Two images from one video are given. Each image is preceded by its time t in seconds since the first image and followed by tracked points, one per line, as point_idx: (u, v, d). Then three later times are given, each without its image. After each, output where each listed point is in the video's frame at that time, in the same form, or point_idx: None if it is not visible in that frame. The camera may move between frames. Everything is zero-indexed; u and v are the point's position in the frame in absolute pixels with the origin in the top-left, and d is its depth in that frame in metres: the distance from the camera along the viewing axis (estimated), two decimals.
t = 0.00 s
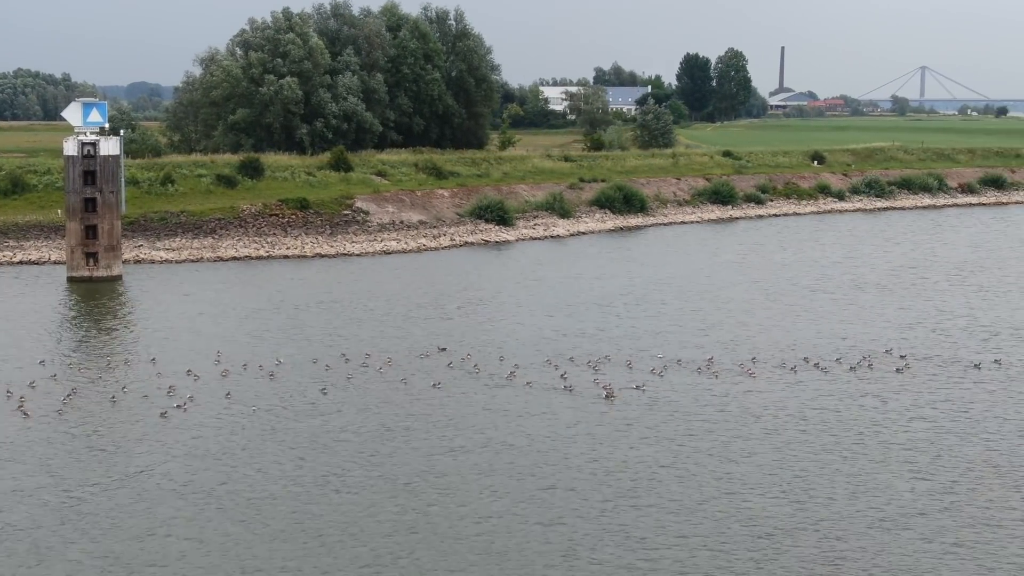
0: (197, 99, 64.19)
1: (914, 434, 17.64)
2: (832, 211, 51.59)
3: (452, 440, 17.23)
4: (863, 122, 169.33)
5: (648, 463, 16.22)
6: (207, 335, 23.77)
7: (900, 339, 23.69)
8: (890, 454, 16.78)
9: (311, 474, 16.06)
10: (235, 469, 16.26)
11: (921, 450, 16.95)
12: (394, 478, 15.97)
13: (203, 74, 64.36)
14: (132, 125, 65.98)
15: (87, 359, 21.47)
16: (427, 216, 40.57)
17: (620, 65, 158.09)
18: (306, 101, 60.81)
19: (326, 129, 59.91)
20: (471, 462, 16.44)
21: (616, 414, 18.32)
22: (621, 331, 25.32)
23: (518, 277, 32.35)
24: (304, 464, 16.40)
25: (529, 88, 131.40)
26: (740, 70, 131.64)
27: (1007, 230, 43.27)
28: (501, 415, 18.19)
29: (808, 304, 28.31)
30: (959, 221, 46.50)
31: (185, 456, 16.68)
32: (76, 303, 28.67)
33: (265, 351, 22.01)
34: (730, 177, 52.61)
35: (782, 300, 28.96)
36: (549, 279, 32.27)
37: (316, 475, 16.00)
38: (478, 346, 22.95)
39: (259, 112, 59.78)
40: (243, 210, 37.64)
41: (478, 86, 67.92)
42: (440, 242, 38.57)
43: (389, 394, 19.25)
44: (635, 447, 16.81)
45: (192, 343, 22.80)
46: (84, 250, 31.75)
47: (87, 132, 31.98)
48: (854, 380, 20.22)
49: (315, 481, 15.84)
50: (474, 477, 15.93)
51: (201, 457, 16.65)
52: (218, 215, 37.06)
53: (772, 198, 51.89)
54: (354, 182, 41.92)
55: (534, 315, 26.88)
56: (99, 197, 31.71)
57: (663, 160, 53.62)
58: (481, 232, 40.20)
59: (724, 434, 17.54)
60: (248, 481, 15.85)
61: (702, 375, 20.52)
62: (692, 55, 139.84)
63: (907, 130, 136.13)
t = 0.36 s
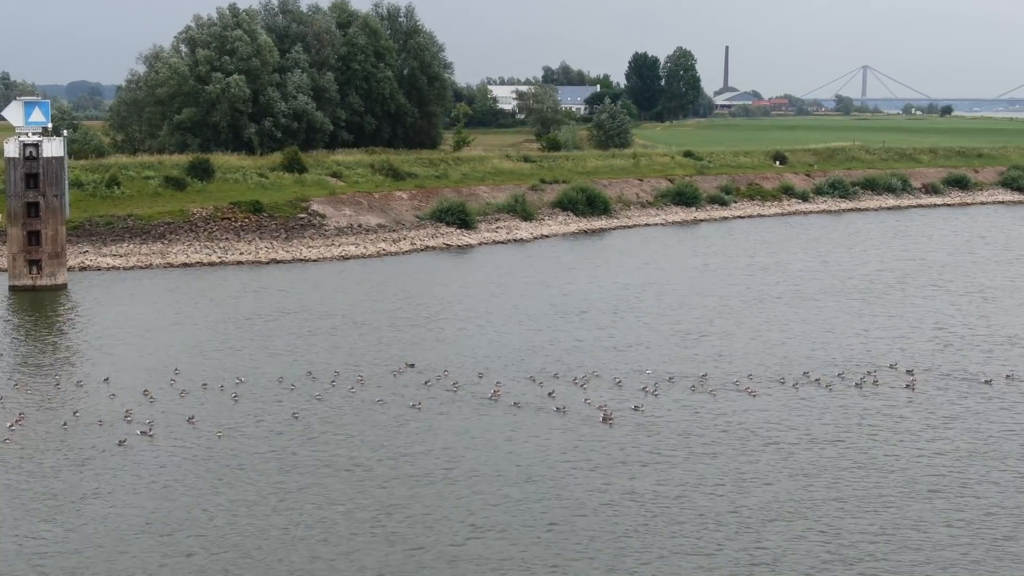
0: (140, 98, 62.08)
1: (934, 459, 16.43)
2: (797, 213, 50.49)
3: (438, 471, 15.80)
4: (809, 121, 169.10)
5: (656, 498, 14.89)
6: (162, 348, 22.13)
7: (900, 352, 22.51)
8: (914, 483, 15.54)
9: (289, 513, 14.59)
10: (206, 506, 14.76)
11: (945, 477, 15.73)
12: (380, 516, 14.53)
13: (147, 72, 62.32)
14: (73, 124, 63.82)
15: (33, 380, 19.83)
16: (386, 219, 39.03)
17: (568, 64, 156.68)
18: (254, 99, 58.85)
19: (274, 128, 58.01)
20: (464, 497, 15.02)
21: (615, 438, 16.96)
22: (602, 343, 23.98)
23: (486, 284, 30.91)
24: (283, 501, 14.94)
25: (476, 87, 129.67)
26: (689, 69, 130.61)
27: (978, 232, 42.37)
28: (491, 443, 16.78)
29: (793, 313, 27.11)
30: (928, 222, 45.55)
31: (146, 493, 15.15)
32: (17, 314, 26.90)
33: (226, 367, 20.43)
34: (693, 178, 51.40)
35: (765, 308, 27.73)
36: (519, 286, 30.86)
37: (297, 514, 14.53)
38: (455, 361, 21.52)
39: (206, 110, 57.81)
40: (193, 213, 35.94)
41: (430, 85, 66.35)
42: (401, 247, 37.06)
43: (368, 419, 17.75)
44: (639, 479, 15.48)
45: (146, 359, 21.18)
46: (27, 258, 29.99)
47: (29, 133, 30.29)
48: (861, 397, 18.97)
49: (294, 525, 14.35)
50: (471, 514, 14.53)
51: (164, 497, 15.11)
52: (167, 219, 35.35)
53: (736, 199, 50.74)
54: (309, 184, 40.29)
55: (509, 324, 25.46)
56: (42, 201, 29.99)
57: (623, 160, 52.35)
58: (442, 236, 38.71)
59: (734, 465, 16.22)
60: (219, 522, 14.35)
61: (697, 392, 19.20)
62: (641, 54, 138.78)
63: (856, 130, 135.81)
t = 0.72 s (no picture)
0: (130, 97, 60.59)
1: (998, 490, 15.18)
2: (805, 214, 49.18)
3: (463, 507, 14.53)
4: (803, 120, 167.94)
5: (703, 540, 13.66)
6: (157, 363, 20.79)
7: (940, 366, 21.24)
8: (982, 519, 14.32)
9: (303, 558, 13.33)
10: (209, 552, 13.49)
11: (1013, 512, 14.50)
12: (402, 561, 13.28)
13: (137, 71, 60.81)
14: (61, 124, 62.28)
15: (19, 399, 18.49)
16: (386, 223, 37.66)
17: (560, 63, 155.24)
18: (246, 98, 57.26)
19: (267, 128, 56.54)
20: (493, 537, 13.76)
21: (652, 466, 15.65)
22: (622, 355, 22.67)
23: (494, 292, 29.60)
24: (294, 544, 13.67)
25: (469, 86, 128.11)
26: (683, 68, 129.27)
27: (995, 234, 41.14)
28: (519, 472, 15.47)
29: (820, 322, 25.84)
30: (943, 224, 44.33)
31: (144, 536, 13.87)
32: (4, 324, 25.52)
33: (226, 385, 19.09)
34: (699, 179, 50.10)
35: (789, 317, 26.47)
36: (528, 293, 29.54)
37: (312, 561, 13.26)
38: (471, 376, 20.19)
39: (197, 110, 56.26)
40: (186, 216, 34.55)
41: (426, 83, 64.95)
42: (402, 251, 35.70)
43: (383, 445, 16.42)
44: (683, 516, 14.23)
45: (140, 377, 19.84)
46: (13, 264, 28.64)
47: (14, 133, 28.89)
48: (911, 417, 17.68)
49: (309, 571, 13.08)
50: (500, 558, 13.29)
51: (165, 537, 13.81)
52: (159, 223, 33.95)
53: (743, 201, 49.43)
54: (307, 186, 38.95)
55: (523, 335, 24.13)
56: (28, 205, 28.58)
57: (627, 160, 51.06)
58: (444, 239, 37.34)
59: (784, 498, 14.93)
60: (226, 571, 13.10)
61: (736, 412, 17.89)
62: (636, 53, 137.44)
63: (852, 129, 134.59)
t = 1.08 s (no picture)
0: (114, 96, 58.92)
1: None
2: (810, 216, 47.77)
3: (489, 550, 13.08)
4: (792, 120, 166.87)
5: None
6: (145, 385, 19.26)
7: (984, 384, 19.83)
8: None
9: None
10: None
11: None
12: None
13: (121, 69, 59.13)
14: (42, 123, 60.58)
15: None
16: (381, 226, 36.14)
17: (548, 62, 153.77)
18: (233, 97, 55.64)
19: (254, 127, 54.94)
20: None
21: (692, 502, 14.17)
22: (641, 370, 21.21)
23: (498, 300, 28.12)
24: None
25: (457, 85, 126.52)
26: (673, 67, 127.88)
27: (1010, 236, 39.79)
28: (547, 510, 13.98)
29: (844, 333, 24.43)
30: (953, 227, 42.99)
31: None
32: None
33: (220, 408, 17.59)
34: (700, 180, 48.69)
35: (811, 328, 25.05)
36: (534, 301, 28.06)
37: None
38: (483, 395, 18.70)
39: (183, 109, 54.62)
40: (172, 220, 33.01)
41: (417, 82, 63.45)
42: (398, 255, 34.20)
43: (394, 478, 14.92)
44: (732, 561, 12.81)
45: (127, 398, 18.33)
46: None
47: None
48: (968, 443, 16.22)
49: None
50: None
51: None
52: (144, 227, 32.41)
53: (745, 202, 48.01)
54: (298, 188, 37.44)
55: (534, 349, 22.65)
56: (6, 209, 27.01)
57: (625, 160, 49.65)
58: (441, 243, 35.81)
59: (843, 539, 13.45)
60: None
61: (775, 437, 16.44)
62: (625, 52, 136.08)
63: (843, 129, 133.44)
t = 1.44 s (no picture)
0: (90, 95, 57.31)
1: None
2: (807, 218, 46.46)
3: None
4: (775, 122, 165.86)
5: None
6: (120, 407, 17.84)
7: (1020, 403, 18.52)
8: None
9: None
10: None
11: None
12: None
13: (98, 67, 57.51)
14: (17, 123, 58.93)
15: None
16: (368, 230, 34.71)
17: (531, 61, 152.40)
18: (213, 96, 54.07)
19: (235, 127, 53.38)
20: None
21: (729, 542, 12.80)
22: (653, 387, 19.83)
23: (493, 309, 26.71)
24: None
25: (439, 84, 124.99)
26: (657, 66, 126.59)
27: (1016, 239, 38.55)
28: (569, 552, 12.57)
29: (863, 345, 23.10)
30: (956, 229, 41.73)
31: None
32: None
33: (203, 436, 16.16)
34: (695, 182, 47.37)
35: (826, 339, 23.71)
36: (531, 310, 26.68)
37: None
38: (488, 418, 17.31)
39: (161, 108, 53.03)
40: (150, 225, 31.52)
41: (402, 81, 62.02)
42: (386, 261, 32.76)
43: (395, 515, 13.51)
44: None
45: (101, 424, 16.89)
46: None
47: None
48: (1019, 473, 14.89)
49: None
50: None
51: None
52: (120, 232, 30.92)
53: (741, 205, 46.70)
54: (281, 190, 35.99)
55: (535, 364, 21.27)
56: None
57: (618, 162, 48.34)
58: (431, 248, 34.39)
59: None
60: None
61: (809, 466, 15.08)
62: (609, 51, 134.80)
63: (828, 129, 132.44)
